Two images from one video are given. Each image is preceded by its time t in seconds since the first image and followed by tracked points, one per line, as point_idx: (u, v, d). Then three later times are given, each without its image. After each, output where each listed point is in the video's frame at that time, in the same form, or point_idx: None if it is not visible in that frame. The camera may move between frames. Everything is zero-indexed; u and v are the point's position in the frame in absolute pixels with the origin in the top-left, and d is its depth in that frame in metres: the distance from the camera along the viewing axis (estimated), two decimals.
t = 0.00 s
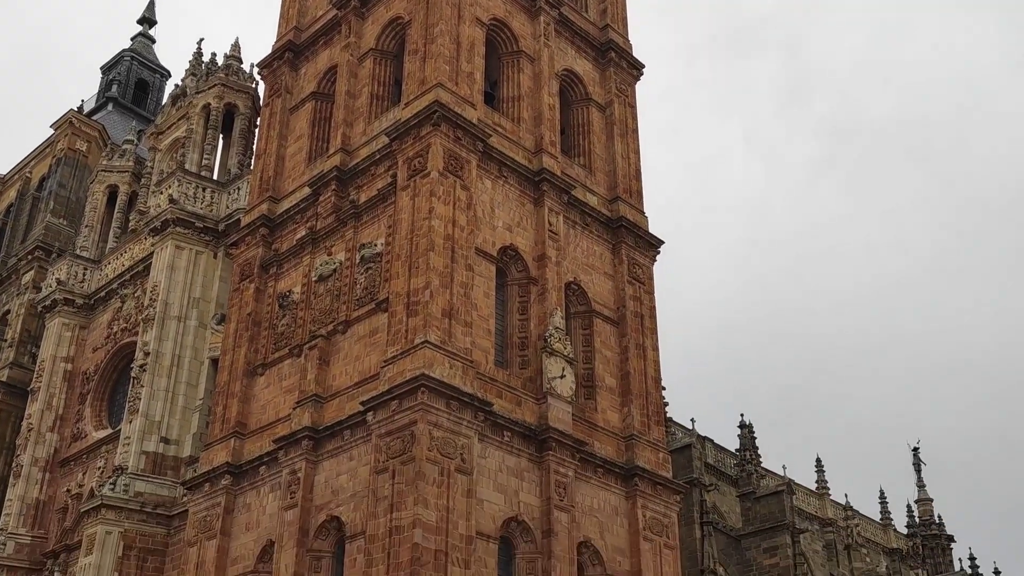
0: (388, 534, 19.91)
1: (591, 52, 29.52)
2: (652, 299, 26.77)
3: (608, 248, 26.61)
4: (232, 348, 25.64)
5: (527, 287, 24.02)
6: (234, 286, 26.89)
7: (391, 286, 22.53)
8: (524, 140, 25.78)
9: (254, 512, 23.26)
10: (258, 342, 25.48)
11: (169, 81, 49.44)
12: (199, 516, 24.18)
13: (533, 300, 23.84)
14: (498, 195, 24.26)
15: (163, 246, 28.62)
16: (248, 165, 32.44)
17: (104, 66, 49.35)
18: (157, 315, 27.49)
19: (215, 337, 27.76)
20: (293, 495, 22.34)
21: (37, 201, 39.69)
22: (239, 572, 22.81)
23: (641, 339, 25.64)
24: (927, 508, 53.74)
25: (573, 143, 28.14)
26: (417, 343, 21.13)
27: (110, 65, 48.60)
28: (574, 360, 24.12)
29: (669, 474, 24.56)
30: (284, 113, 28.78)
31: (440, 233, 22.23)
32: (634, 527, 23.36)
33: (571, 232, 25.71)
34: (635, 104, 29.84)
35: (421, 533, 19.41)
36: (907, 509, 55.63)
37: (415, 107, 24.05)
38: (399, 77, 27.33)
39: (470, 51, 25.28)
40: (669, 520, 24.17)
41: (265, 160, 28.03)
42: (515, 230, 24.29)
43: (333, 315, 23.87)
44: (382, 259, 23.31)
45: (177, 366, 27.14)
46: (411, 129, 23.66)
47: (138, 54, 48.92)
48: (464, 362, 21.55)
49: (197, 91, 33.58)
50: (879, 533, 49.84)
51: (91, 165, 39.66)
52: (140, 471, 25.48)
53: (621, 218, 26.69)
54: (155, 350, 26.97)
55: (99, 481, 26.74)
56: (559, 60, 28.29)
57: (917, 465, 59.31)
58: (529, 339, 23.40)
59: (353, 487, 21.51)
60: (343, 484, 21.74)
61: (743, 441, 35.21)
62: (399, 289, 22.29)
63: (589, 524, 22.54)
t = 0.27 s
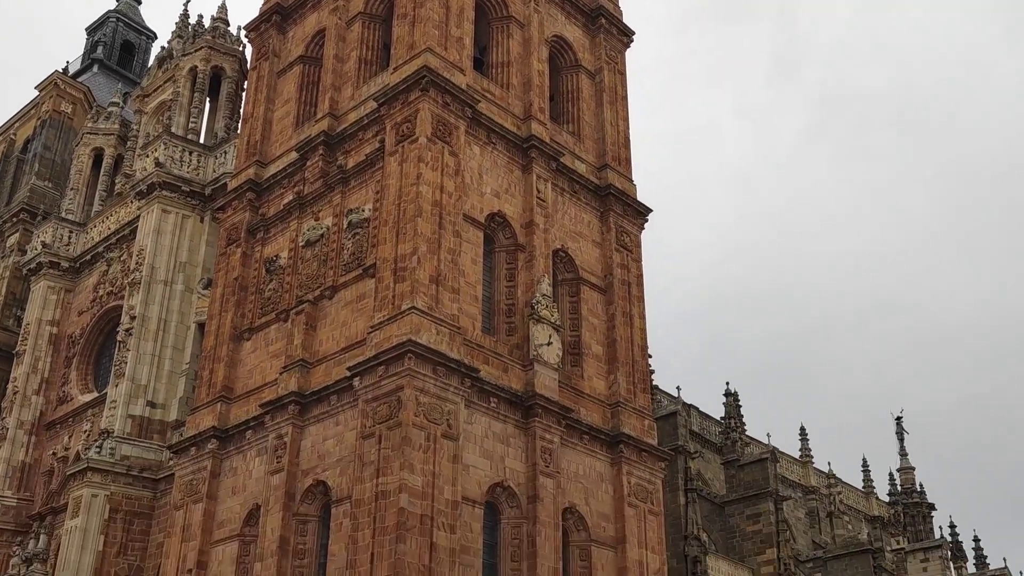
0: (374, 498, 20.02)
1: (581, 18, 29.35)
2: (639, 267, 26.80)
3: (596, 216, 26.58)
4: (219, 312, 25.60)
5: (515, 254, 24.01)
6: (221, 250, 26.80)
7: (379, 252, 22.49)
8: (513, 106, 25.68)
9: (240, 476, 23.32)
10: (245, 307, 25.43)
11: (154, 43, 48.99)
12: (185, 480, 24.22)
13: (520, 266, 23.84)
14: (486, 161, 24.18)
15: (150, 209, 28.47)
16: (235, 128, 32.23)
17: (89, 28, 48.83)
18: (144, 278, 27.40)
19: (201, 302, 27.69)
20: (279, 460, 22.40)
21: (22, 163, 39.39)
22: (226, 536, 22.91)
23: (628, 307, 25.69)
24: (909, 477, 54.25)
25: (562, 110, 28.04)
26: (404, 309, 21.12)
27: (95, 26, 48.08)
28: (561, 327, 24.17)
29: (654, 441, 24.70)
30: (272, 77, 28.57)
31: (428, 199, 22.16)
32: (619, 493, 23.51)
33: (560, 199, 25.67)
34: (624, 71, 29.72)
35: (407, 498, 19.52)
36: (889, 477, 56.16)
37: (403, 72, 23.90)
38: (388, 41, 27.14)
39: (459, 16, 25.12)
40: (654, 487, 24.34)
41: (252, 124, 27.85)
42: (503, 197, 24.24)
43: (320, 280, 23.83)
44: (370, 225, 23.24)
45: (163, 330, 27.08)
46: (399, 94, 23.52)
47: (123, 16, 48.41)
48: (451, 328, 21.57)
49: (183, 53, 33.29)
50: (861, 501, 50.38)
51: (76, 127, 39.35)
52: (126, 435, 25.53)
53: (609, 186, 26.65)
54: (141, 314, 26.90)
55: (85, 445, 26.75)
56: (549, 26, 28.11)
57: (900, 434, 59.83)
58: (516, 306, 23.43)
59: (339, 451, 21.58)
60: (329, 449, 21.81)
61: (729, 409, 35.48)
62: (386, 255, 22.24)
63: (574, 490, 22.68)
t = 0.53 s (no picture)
0: (359, 469, 20.08)
1: None
2: (626, 240, 26.82)
3: (583, 188, 26.56)
4: (204, 282, 25.53)
5: (501, 226, 23.98)
6: (206, 220, 26.68)
7: (365, 223, 22.42)
8: (501, 78, 25.57)
9: (225, 446, 23.33)
10: (230, 277, 25.36)
11: (139, 10, 48.52)
12: (170, 450, 24.23)
13: (507, 239, 23.82)
14: (474, 133, 24.09)
15: (134, 178, 28.30)
16: (221, 97, 32.01)
17: None
18: (128, 248, 27.27)
19: (186, 272, 27.58)
20: (264, 430, 22.41)
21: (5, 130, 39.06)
22: (211, 505, 22.95)
23: (614, 280, 25.73)
24: (891, 450, 54.70)
25: (550, 82, 27.94)
26: (390, 281, 21.09)
27: None
28: (547, 300, 24.20)
29: (638, 414, 24.81)
30: (258, 45, 28.35)
31: (414, 170, 22.08)
32: (603, 465, 23.63)
33: (547, 171, 25.63)
34: (613, 43, 29.61)
35: (392, 469, 19.58)
36: (871, 451, 56.61)
37: (391, 42, 23.74)
38: (375, 10, 26.94)
39: None
40: (638, 459, 24.46)
41: (237, 93, 27.65)
42: (490, 169, 24.17)
43: (305, 251, 23.76)
44: (356, 196, 23.15)
45: (148, 300, 26.99)
46: (386, 64, 23.38)
47: None
48: (437, 300, 21.57)
49: (168, 20, 32.98)
50: (843, 474, 50.90)
51: (60, 94, 39.01)
52: (110, 404, 25.49)
53: (597, 158, 26.62)
54: (126, 283, 26.81)
55: (69, 414, 26.72)
56: None
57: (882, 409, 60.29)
58: (502, 278, 23.43)
59: (324, 422, 21.61)
60: (315, 419, 21.84)
61: (714, 382, 35.68)
62: (372, 226, 22.19)
63: (558, 461, 22.79)
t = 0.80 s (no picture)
0: (344, 445, 20.10)
1: None
2: (612, 218, 26.84)
3: (569, 166, 26.53)
4: (189, 258, 25.44)
5: (487, 203, 23.95)
6: (190, 195, 26.56)
7: (350, 199, 22.35)
8: (487, 54, 25.48)
9: (209, 422, 23.32)
10: (215, 253, 25.28)
11: None
12: (154, 425, 24.20)
13: (492, 216, 23.80)
14: (460, 109, 24.02)
15: (118, 152, 28.13)
16: (205, 72, 31.82)
17: None
18: (112, 222, 27.13)
19: (170, 247, 27.47)
20: (248, 406, 22.40)
21: None
22: (194, 481, 22.95)
23: (599, 258, 25.75)
24: (873, 429, 55.12)
25: (537, 59, 27.86)
26: (375, 257, 21.05)
27: None
28: (533, 278, 24.21)
29: (623, 392, 24.89)
30: (243, 19, 28.16)
31: (400, 146, 22.01)
32: (587, 443, 23.72)
33: (533, 149, 25.58)
34: (600, 21, 29.53)
35: (377, 445, 19.62)
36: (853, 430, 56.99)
37: (377, 17, 23.60)
38: None
39: None
40: (622, 437, 24.57)
41: (222, 67, 27.48)
42: (476, 146, 24.11)
43: (290, 227, 23.69)
44: (341, 172, 23.07)
45: (132, 275, 26.89)
46: (373, 40, 23.25)
47: None
48: (422, 276, 21.55)
49: None
50: (825, 452, 51.30)
51: (43, 67, 38.70)
52: (94, 379, 25.41)
53: (583, 136, 26.59)
54: (110, 258, 26.69)
55: (53, 388, 26.64)
56: None
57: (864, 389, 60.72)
58: (487, 256, 23.43)
59: (309, 398, 21.61)
60: (299, 395, 21.84)
61: (698, 361, 35.88)
62: (358, 202, 22.12)
63: (543, 438, 22.86)
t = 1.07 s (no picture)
0: (327, 424, 20.11)
1: None
2: (597, 198, 26.84)
3: (555, 146, 26.49)
4: (172, 235, 25.33)
5: (472, 182, 23.91)
6: (174, 172, 26.43)
7: (335, 177, 22.27)
8: (473, 33, 25.38)
9: (192, 400, 23.27)
10: (198, 231, 25.18)
11: None
12: (137, 403, 24.14)
13: (477, 195, 23.77)
14: (445, 88, 23.93)
15: (100, 129, 27.94)
16: (189, 48, 31.60)
17: None
18: (94, 199, 26.97)
19: (154, 225, 27.35)
20: (232, 384, 22.37)
21: None
22: (178, 459, 22.92)
23: (584, 238, 25.77)
24: (854, 410, 55.50)
25: (523, 38, 27.78)
26: (360, 236, 20.99)
27: None
28: (517, 257, 24.20)
29: (606, 371, 24.96)
30: None
31: (385, 125, 21.92)
32: (570, 422, 23.79)
33: (518, 128, 25.53)
34: None
35: (360, 424, 19.63)
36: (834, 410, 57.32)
37: None
38: None
39: None
40: (605, 416, 24.65)
41: (206, 44, 27.28)
42: (461, 124, 24.04)
43: (274, 205, 23.60)
44: (326, 150, 22.97)
45: (114, 253, 26.76)
46: (358, 17, 23.11)
47: None
48: (407, 256, 21.52)
49: None
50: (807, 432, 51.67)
51: (24, 42, 38.36)
52: (77, 356, 25.32)
53: (569, 116, 26.55)
54: (92, 235, 26.55)
55: (35, 366, 26.53)
56: None
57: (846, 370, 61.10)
58: (472, 235, 23.41)
59: (292, 377, 21.59)
60: (283, 374, 21.82)
61: (681, 341, 35.99)
62: (342, 180, 22.04)
63: (526, 418, 22.92)
